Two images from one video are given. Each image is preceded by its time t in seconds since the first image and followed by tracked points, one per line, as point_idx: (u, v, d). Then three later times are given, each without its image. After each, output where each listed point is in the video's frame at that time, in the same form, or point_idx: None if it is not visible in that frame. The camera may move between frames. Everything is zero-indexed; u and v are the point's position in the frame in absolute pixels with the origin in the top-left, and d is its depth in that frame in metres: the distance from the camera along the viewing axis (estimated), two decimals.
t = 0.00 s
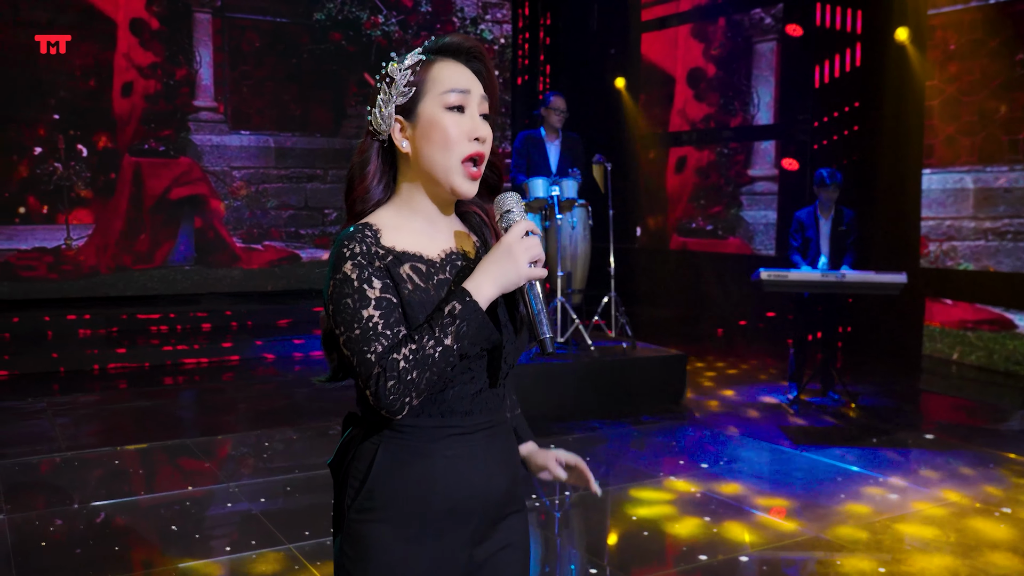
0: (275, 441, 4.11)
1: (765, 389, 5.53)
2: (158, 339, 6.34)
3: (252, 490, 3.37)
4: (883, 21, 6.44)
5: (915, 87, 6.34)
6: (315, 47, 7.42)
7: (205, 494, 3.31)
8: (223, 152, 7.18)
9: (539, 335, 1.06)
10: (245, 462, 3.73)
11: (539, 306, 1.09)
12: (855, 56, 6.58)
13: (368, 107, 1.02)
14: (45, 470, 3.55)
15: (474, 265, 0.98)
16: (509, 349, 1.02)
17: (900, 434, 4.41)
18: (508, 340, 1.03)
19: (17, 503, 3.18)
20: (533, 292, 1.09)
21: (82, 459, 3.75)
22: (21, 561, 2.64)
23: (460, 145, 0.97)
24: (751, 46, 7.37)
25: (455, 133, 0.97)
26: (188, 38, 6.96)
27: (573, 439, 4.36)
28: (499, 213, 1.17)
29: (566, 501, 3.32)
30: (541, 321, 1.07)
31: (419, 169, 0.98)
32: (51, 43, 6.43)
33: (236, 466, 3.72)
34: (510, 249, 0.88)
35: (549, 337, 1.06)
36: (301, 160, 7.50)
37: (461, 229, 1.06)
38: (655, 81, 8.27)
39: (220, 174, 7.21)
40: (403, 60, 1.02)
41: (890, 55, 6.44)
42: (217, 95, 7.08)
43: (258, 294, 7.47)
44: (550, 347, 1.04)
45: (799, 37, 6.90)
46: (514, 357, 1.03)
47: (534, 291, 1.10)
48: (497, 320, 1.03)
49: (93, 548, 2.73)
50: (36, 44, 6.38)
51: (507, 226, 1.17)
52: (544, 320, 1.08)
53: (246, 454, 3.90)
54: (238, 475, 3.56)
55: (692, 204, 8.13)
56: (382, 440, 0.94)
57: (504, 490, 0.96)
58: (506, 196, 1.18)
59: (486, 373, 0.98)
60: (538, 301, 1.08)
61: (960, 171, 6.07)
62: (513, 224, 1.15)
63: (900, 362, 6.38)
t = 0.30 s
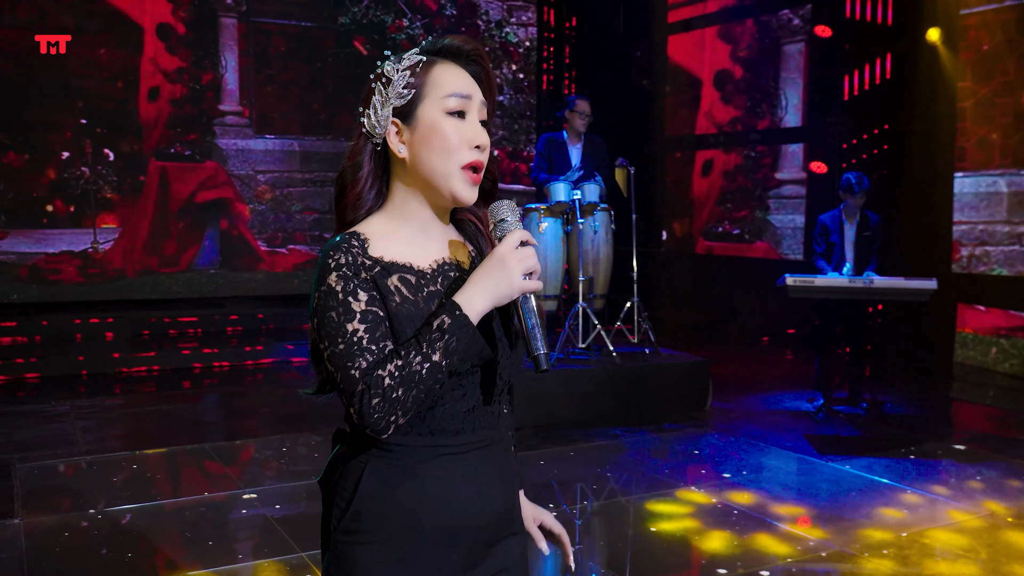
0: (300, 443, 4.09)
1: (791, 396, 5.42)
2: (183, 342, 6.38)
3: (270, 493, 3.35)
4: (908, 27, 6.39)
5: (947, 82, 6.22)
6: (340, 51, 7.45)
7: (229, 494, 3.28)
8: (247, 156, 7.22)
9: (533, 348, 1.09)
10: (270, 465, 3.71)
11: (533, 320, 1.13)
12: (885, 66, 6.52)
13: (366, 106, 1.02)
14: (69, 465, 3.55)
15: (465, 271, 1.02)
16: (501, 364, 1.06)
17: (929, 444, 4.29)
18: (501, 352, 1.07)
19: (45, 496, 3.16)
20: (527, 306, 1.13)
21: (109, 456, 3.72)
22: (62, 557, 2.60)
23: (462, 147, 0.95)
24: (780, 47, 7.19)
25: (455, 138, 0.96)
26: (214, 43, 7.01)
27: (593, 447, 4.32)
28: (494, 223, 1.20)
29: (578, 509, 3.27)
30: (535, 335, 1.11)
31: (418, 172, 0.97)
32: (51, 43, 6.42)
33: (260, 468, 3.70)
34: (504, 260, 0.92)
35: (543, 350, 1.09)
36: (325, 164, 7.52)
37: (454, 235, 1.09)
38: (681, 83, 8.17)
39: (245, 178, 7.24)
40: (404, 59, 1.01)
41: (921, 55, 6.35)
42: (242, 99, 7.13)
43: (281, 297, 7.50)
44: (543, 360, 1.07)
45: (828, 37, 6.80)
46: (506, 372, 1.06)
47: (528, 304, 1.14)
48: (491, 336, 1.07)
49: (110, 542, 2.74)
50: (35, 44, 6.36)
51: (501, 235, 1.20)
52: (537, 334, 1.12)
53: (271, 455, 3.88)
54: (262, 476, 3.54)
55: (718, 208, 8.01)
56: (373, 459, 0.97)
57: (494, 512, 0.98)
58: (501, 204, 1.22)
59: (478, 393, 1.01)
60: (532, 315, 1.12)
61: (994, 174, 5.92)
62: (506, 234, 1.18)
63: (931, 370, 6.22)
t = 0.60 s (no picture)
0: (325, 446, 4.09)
1: (822, 404, 5.31)
2: (211, 344, 6.44)
3: (292, 497, 3.34)
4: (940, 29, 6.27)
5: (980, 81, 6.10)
6: (368, 54, 7.48)
7: (251, 496, 3.28)
8: (276, 159, 7.27)
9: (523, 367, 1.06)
10: (295, 467, 3.71)
11: (525, 337, 1.09)
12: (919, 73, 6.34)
13: (362, 113, 1.04)
14: (93, 467, 3.57)
15: (455, 281, 1.04)
16: (494, 382, 1.08)
17: (962, 455, 4.17)
18: (495, 370, 1.09)
19: (68, 498, 3.17)
20: (520, 322, 1.09)
21: (133, 458, 3.73)
22: (84, 559, 2.59)
23: (455, 154, 0.97)
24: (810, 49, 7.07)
25: (449, 145, 0.98)
26: (243, 46, 7.07)
27: (616, 454, 4.28)
28: (488, 233, 1.17)
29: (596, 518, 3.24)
30: (526, 353, 1.07)
31: (413, 180, 0.99)
32: (50, 43, 6.42)
33: (286, 471, 3.70)
34: (496, 274, 0.92)
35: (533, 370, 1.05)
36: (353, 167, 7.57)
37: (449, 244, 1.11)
38: (710, 84, 8.07)
39: (273, 182, 7.30)
40: (403, 67, 1.04)
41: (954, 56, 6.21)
42: (270, 103, 7.18)
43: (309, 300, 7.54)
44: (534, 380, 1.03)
45: (861, 37, 6.64)
46: (500, 391, 1.08)
47: (521, 321, 1.10)
48: (486, 354, 1.09)
49: (129, 544, 2.73)
50: (36, 44, 6.37)
51: (494, 248, 1.17)
52: (529, 352, 1.08)
53: (298, 457, 3.88)
54: (286, 479, 3.54)
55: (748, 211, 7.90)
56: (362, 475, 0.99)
57: (487, 533, 1.00)
58: (496, 217, 1.18)
59: (469, 412, 1.03)
60: (524, 332, 1.09)
61: None
62: (500, 245, 1.15)
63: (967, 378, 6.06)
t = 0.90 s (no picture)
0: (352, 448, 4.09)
1: (854, 409, 5.20)
2: (242, 345, 6.50)
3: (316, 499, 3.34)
4: (978, 25, 6.10)
5: (1020, 76, 5.89)
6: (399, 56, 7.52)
7: (274, 497, 3.28)
8: (307, 161, 7.32)
9: (520, 377, 1.06)
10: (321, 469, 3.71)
11: (523, 344, 1.09)
12: (957, 80, 6.26)
13: (364, 111, 1.07)
14: (120, 467, 3.60)
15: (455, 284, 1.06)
16: (493, 392, 1.10)
17: (999, 463, 4.05)
18: (494, 380, 1.11)
19: (94, 497, 3.20)
20: (518, 331, 1.09)
21: (160, 459, 3.76)
22: (106, 559, 2.61)
23: (458, 152, 1.00)
24: (847, 48, 7.00)
25: (451, 145, 1.00)
26: (276, 49, 7.14)
27: (642, 458, 4.23)
28: (487, 236, 1.16)
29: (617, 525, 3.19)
30: (523, 362, 1.07)
31: (414, 176, 1.01)
32: (50, 43, 6.41)
33: (312, 472, 3.70)
34: (493, 280, 0.95)
35: (529, 380, 1.06)
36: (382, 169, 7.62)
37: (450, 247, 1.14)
38: (743, 84, 7.97)
39: (304, 183, 7.37)
40: (407, 65, 1.06)
41: (993, 53, 6.01)
42: (303, 105, 7.22)
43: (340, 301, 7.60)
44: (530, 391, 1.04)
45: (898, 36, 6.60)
46: (499, 401, 1.10)
47: (519, 328, 1.10)
48: (486, 363, 1.11)
49: (152, 544, 2.75)
50: (35, 44, 6.36)
51: (494, 250, 1.16)
52: (526, 361, 1.08)
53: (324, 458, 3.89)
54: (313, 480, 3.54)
55: (782, 213, 7.78)
56: (358, 484, 1.01)
57: (483, 541, 1.02)
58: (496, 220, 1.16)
59: (466, 421, 1.05)
60: (522, 340, 1.08)
61: None
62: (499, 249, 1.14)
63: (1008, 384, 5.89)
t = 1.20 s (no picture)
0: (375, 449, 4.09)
1: (886, 414, 5.09)
2: (270, 344, 6.55)
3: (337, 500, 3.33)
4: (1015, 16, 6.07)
5: None
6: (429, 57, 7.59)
7: (295, 498, 3.28)
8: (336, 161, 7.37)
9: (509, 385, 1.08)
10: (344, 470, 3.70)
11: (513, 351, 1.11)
12: (993, 87, 6.48)
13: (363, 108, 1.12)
14: (144, 467, 3.64)
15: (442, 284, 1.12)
16: (484, 398, 1.13)
17: None
18: (486, 385, 1.14)
19: (117, 497, 3.23)
20: (510, 335, 1.11)
21: (183, 458, 3.79)
22: (124, 559, 2.62)
23: (452, 147, 1.04)
24: (881, 46, 6.97)
25: (444, 140, 1.05)
26: (305, 51, 7.19)
27: (668, 463, 4.17)
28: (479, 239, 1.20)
29: (635, 531, 3.15)
30: (513, 368, 1.09)
31: (409, 170, 1.06)
32: (50, 43, 6.43)
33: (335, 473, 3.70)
34: (485, 284, 0.99)
35: (519, 388, 1.07)
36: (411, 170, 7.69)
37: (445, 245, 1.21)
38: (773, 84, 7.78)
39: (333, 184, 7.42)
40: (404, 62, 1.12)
41: None
42: (331, 106, 7.28)
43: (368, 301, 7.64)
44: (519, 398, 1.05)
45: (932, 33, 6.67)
46: (490, 406, 1.13)
47: (509, 334, 1.12)
48: (480, 369, 1.14)
49: (170, 543, 2.76)
50: (35, 44, 6.39)
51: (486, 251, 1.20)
52: (517, 368, 1.10)
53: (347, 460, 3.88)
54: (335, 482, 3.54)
55: (814, 214, 7.66)
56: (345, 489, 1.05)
57: (470, 547, 1.05)
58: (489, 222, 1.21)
59: (455, 427, 1.09)
60: (512, 346, 1.10)
61: None
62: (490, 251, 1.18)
63: None
